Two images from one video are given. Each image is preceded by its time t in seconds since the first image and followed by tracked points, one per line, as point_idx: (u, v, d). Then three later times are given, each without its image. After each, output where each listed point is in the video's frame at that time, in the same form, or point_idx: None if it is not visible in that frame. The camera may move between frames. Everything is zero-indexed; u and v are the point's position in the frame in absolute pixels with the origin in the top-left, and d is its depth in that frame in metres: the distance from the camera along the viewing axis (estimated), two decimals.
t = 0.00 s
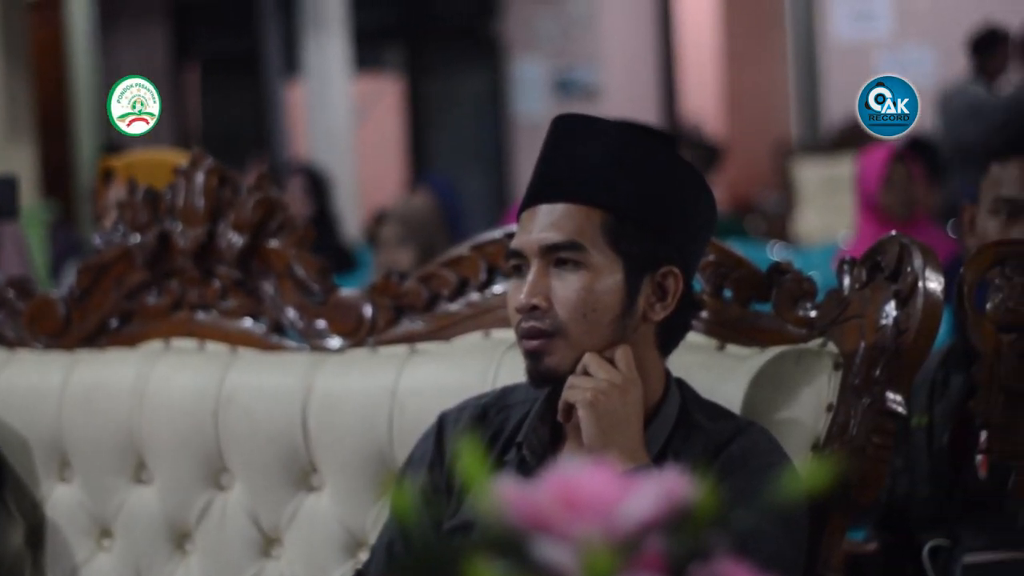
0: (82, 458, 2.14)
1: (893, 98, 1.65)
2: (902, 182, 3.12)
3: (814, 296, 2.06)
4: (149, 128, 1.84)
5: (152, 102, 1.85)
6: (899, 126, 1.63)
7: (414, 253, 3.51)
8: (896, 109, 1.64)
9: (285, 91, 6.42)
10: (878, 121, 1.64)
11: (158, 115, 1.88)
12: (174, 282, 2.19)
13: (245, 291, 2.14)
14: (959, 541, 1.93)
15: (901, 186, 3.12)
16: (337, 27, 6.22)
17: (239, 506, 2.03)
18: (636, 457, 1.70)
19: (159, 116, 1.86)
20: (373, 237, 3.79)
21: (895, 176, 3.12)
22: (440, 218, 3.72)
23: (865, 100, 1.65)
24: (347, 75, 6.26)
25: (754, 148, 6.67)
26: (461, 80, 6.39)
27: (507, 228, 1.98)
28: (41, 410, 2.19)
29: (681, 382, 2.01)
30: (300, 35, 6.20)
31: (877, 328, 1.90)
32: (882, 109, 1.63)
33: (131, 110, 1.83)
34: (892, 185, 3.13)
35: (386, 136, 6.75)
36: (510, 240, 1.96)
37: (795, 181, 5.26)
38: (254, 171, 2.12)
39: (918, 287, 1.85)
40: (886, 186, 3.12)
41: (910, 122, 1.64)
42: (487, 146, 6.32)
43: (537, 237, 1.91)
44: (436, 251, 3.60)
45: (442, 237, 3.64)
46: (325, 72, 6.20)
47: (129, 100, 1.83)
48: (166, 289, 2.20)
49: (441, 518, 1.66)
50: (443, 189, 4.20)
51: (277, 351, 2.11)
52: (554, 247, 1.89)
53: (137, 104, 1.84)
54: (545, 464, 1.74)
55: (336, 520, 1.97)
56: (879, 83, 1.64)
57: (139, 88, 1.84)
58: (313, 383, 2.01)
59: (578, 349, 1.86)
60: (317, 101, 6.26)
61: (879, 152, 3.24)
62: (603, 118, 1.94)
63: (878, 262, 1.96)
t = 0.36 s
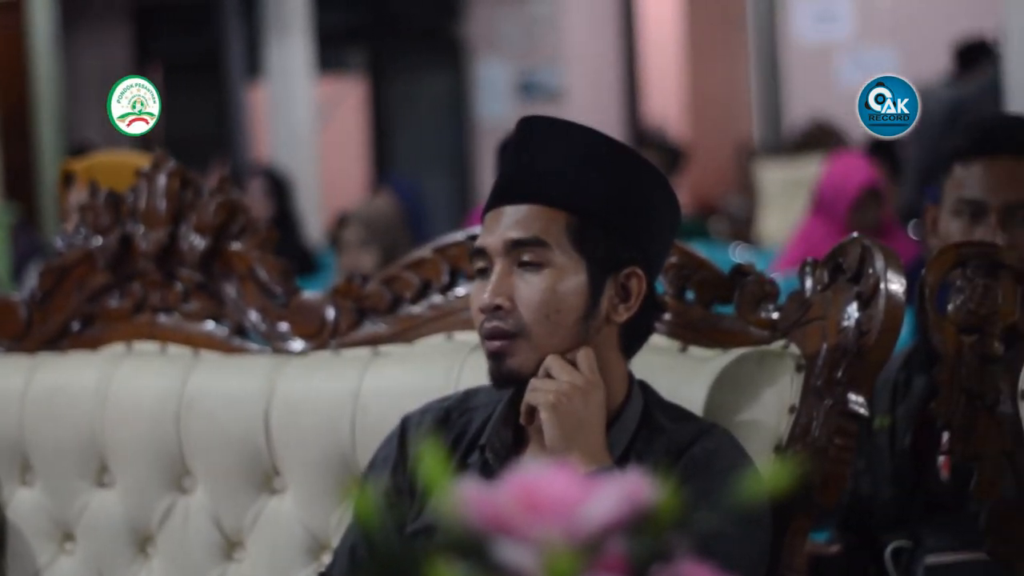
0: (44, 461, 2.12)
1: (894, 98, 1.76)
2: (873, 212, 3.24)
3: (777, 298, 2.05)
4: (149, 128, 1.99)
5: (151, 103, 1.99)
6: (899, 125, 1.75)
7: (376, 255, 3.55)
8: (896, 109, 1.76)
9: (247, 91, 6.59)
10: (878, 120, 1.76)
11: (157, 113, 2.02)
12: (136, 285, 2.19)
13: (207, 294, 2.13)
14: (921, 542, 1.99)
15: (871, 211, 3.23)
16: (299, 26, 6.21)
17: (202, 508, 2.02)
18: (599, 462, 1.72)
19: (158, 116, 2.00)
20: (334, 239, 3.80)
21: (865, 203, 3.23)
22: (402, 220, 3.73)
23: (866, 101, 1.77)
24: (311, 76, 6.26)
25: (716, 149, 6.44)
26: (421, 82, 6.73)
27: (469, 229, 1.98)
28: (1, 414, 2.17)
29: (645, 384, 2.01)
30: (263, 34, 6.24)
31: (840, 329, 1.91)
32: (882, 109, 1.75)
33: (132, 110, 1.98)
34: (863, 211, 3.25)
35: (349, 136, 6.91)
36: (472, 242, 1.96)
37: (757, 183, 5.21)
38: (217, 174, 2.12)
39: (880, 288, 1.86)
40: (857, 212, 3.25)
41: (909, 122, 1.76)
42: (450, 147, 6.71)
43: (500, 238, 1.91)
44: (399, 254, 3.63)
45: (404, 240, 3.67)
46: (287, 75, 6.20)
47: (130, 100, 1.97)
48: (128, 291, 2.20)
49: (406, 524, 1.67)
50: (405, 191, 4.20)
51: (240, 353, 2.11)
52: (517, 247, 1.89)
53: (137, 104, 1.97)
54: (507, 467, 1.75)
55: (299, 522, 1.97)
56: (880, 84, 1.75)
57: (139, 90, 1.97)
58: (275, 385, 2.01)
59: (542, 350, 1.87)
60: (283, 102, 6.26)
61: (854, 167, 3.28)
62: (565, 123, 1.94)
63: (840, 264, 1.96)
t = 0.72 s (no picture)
0: (3, 466, 2.09)
1: (893, 97, 1.66)
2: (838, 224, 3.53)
3: (738, 299, 2.06)
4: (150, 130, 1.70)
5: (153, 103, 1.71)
6: (898, 126, 1.64)
7: (339, 257, 3.58)
8: (895, 109, 1.65)
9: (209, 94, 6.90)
10: (877, 121, 1.65)
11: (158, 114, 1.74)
12: (97, 287, 2.19)
13: (168, 296, 2.14)
14: (883, 544, 2.00)
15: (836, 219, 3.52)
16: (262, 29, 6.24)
17: (165, 512, 2.01)
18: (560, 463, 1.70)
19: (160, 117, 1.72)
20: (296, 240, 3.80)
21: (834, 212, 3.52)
22: (366, 222, 3.77)
23: (865, 100, 1.66)
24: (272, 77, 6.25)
25: (676, 151, 7.05)
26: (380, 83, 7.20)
27: (432, 231, 1.98)
28: None
29: (607, 386, 2.01)
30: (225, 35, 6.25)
31: (801, 331, 1.91)
32: (882, 109, 1.64)
33: (131, 111, 1.70)
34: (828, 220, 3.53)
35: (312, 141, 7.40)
36: (435, 243, 1.97)
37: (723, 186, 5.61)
38: (179, 176, 2.12)
39: (842, 289, 1.86)
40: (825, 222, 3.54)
41: (909, 122, 1.64)
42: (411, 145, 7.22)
43: (462, 239, 1.89)
44: (360, 255, 3.66)
45: (366, 239, 3.71)
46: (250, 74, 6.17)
47: (129, 100, 1.70)
48: (90, 294, 2.19)
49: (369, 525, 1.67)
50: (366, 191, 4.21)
51: (203, 356, 2.12)
52: (478, 249, 1.89)
53: (137, 104, 1.70)
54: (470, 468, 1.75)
55: (262, 524, 1.97)
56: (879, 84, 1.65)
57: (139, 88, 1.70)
58: (238, 388, 2.02)
59: (504, 353, 1.86)
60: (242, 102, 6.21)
61: (817, 181, 3.64)
62: (530, 124, 1.95)
63: (802, 265, 1.97)
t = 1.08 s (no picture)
0: None
1: (893, 98, 1.79)
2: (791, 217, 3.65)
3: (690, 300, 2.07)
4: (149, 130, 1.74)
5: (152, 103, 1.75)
6: (898, 125, 1.78)
7: (291, 259, 3.55)
8: (896, 109, 1.78)
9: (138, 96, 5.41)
10: (878, 120, 1.78)
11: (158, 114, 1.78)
12: (48, 289, 2.18)
13: (120, 299, 2.13)
14: (835, 542, 2.01)
15: (791, 212, 3.65)
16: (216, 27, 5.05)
17: (118, 514, 2.01)
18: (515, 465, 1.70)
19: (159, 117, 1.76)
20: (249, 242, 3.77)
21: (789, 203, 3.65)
22: (319, 223, 3.73)
23: (867, 101, 1.79)
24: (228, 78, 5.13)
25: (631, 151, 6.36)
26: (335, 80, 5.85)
27: (384, 233, 1.99)
28: None
29: (559, 388, 2.00)
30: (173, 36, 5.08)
31: (753, 331, 1.92)
32: (883, 109, 1.78)
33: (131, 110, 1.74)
34: (782, 213, 3.66)
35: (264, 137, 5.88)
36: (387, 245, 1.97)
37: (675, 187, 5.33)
38: (130, 178, 2.13)
39: (794, 290, 1.87)
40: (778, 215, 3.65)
41: (909, 121, 1.78)
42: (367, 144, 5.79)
43: (414, 241, 1.88)
44: (312, 257, 3.63)
45: (319, 240, 3.68)
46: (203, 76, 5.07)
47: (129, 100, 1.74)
48: (41, 296, 2.19)
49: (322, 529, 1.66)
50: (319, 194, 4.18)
51: (155, 358, 2.11)
52: (430, 250, 1.87)
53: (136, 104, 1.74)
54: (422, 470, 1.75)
55: (213, 526, 1.96)
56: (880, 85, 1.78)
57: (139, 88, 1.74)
58: (190, 391, 2.02)
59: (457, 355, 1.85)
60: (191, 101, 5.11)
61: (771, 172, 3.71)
62: (484, 126, 1.95)
63: (754, 266, 1.98)
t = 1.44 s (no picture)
0: None
1: (893, 97, 1.71)
2: (742, 209, 3.78)
3: (647, 301, 2.08)
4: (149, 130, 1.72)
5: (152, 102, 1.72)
6: (896, 126, 1.70)
7: (251, 260, 3.56)
8: (895, 109, 1.70)
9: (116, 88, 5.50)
10: (878, 120, 1.71)
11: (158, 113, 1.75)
12: (4, 292, 2.16)
13: (77, 301, 2.15)
14: (793, 542, 2.02)
15: (741, 207, 3.78)
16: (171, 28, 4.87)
17: (75, 516, 2.01)
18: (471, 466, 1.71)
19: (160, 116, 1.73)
20: (207, 243, 3.76)
21: (738, 200, 3.77)
22: (275, 224, 3.76)
23: (866, 101, 1.72)
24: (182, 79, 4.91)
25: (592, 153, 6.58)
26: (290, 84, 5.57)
27: (342, 235, 2.01)
28: None
29: (517, 388, 2.00)
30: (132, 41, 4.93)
31: (711, 332, 1.93)
32: (881, 109, 1.70)
33: (131, 110, 1.71)
34: (733, 208, 3.79)
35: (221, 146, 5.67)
36: (343, 246, 2.00)
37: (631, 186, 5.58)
38: (87, 180, 2.15)
39: (751, 290, 1.88)
40: (729, 207, 3.78)
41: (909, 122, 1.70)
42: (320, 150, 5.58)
43: (371, 242, 1.88)
44: (271, 259, 3.64)
45: (277, 242, 3.68)
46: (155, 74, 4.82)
47: (129, 100, 1.71)
48: None
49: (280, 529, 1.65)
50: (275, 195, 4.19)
51: (112, 360, 2.12)
52: (387, 252, 1.87)
53: (136, 104, 1.71)
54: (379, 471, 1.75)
55: (171, 528, 1.96)
56: (879, 84, 1.71)
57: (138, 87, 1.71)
58: (148, 392, 2.02)
59: (412, 357, 1.85)
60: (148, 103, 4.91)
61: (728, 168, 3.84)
62: (435, 126, 1.93)
63: (711, 267, 1.98)
